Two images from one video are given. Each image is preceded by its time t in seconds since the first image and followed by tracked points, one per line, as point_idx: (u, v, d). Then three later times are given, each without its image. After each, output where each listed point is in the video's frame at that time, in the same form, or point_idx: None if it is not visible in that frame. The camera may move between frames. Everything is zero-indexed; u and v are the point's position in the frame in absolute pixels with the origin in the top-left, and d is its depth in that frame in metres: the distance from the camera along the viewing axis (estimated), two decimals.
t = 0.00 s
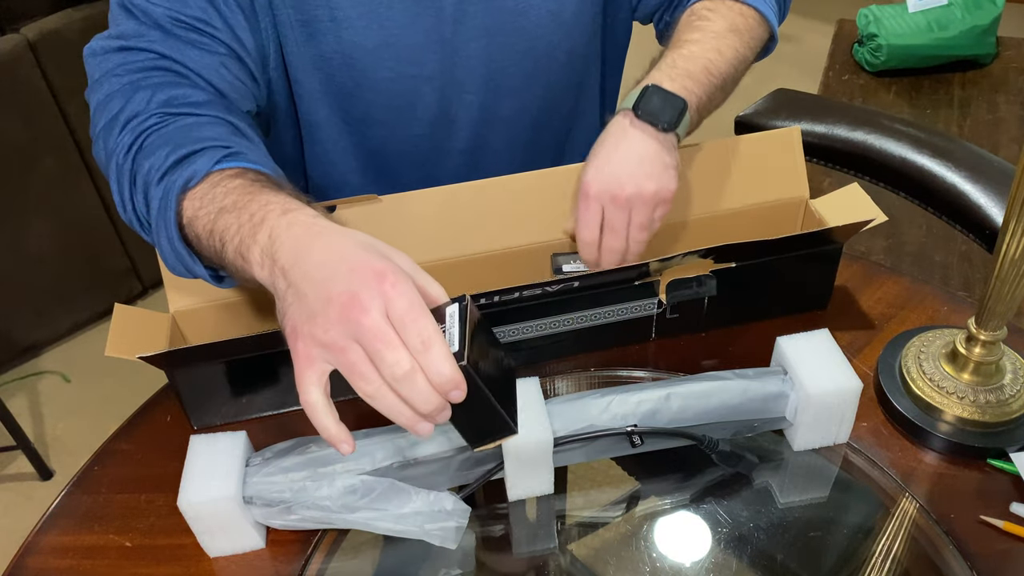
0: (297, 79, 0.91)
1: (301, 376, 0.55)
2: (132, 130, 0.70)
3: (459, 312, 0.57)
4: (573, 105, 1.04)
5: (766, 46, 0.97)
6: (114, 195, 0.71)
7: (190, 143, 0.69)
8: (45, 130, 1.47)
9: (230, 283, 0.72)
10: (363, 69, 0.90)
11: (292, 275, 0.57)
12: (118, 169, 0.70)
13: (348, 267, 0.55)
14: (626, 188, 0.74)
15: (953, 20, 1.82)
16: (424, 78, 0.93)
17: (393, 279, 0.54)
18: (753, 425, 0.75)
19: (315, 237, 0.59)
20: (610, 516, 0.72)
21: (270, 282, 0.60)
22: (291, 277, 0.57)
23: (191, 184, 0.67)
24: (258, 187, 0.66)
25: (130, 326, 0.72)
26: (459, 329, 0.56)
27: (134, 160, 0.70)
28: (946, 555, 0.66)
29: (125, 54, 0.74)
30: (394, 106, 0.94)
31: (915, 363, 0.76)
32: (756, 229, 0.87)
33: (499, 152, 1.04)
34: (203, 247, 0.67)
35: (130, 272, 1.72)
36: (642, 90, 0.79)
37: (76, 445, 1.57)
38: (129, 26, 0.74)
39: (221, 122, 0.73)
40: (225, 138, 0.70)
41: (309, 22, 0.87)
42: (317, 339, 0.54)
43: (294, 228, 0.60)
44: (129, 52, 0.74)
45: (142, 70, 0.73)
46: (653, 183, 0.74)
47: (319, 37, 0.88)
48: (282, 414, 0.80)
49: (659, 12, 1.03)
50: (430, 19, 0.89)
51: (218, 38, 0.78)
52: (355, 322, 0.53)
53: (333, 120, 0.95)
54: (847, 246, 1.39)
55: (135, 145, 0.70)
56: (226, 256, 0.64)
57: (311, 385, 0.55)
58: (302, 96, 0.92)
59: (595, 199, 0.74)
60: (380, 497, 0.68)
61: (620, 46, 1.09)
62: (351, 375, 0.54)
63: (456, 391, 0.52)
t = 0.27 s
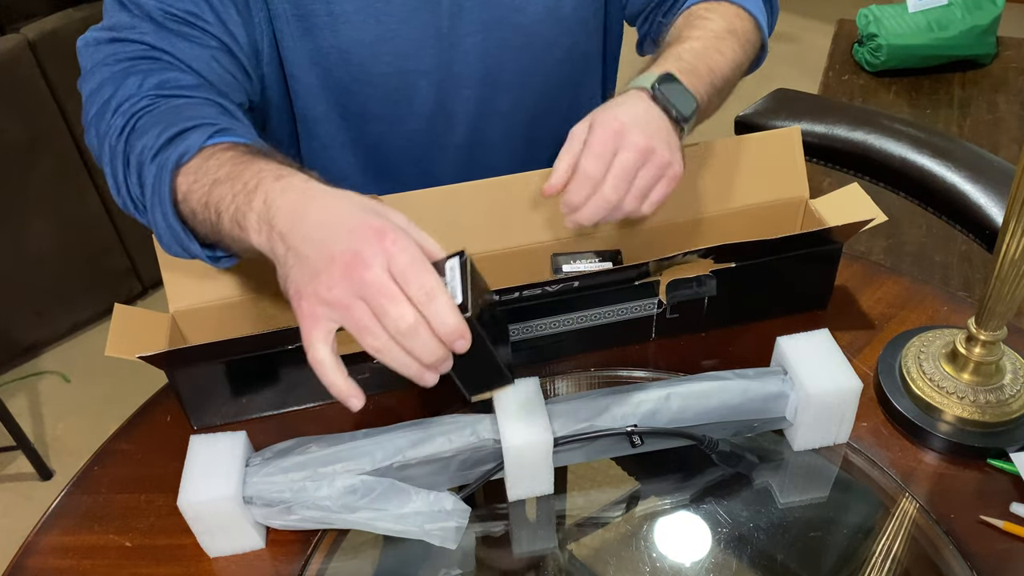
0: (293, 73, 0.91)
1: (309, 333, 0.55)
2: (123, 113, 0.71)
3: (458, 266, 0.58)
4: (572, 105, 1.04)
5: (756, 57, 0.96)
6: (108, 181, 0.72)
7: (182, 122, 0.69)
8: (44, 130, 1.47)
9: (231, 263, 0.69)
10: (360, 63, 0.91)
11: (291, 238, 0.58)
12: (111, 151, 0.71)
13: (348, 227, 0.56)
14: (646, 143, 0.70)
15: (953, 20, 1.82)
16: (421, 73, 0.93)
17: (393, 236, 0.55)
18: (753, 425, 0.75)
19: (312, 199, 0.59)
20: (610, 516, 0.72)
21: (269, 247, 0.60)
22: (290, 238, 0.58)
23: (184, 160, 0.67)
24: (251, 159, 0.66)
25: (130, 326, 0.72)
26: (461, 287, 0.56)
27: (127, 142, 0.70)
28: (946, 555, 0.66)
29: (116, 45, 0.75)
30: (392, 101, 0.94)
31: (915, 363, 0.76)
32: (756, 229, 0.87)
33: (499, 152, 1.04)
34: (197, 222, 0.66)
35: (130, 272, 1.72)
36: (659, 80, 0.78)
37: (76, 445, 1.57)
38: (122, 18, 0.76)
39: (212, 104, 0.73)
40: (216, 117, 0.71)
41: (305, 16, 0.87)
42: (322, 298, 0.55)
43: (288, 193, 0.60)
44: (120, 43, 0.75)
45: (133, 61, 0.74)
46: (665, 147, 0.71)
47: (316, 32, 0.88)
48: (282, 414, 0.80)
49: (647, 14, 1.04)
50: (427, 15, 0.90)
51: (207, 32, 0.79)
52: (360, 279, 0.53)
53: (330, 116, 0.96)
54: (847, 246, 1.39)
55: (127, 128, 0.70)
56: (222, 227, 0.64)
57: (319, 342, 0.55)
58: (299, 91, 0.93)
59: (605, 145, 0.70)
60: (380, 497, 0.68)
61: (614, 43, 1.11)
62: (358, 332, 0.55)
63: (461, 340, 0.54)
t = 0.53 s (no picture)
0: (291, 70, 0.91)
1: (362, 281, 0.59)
2: (160, 104, 0.73)
3: (521, 218, 0.60)
4: (572, 104, 1.04)
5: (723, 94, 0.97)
6: (148, 174, 0.73)
7: (224, 105, 0.72)
8: (44, 130, 1.47)
9: (279, 236, 0.74)
10: (358, 61, 0.91)
11: (349, 196, 0.62)
12: (152, 142, 0.72)
13: (402, 184, 0.60)
14: (606, 191, 0.66)
15: (953, 20, 1.82)
16: (414, 72, 0.93)
17: (441, 198, 0.58)
18: (753, 425, 0.75)
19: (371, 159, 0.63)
20: (610, 516, 0.72)
21: (331, 207, 0.65)
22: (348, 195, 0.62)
23: (236, 137, 0.70)
24: (298, 130, 0.71)
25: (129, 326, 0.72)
26: (510, 239, 0.59)
27: (169, 131, 0.72)
28: (946, 555, 0.66)
29: (130, 43, 0.76)
30: (388, 99, 0.95)
31: (915, 363, 0.76)
32: (755, 228, 0.87)
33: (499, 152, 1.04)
34: (254, 194, 0.70)
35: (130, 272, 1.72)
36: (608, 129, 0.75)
37: (76, 445, 1.57)
38: (132, 16, 0.77)
39: (239, 89, 0.77)
40: (250, 99, 0.75)
41: (300, 14, 0.87)
42: (374, 251, 0.59)
43: (350, 155, 0.65)
44: (133, 41, 0.76)
45: (152, 58, 0.76)
46: (623, 202, 0.67)
47: (310, 30, 0.88)
48: (282, 414, 0.80)
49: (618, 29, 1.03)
50: (422, 14, 0.90)
51: (215, 28, 0.80)
52: (407, 235, 0.58)
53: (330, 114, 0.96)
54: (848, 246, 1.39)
55: (167, 117, 0.72)
56: (285, 197, 0.68)
57: (372, 290, 0.59)
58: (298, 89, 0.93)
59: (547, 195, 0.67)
60: (379, 497, 0.68)
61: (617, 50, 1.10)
62: (404, 283, 0.59)
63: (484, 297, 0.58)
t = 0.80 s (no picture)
0: (289, 71, 0.91)
1: (372, 277, 0.62)
2: (147, 106, 0.73)
3: (553, 221, 0.60)
4: (572, 104, 1.04)
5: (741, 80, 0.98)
6: (135, 176, 0.74)
7: (209, 107, 0.73)
8: (44, 130, 1.47)
9: (264, 237, 0.75)
10: (357, 62, 0.91)
11: (336, 193, 0.64)
12: (138, 144, 0.73)
13: (380, 174, 0.62)
14: (624, 180, 0.67)
15: (953, 20, 1.82)
16: (414, 72, 0.93)
17: (417, 176, 0.61)
18: (753, 425, 0.74)
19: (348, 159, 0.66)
20: (610, 516, 0.72)
21: (320, 210, 0.67)
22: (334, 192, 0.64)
23: (220, 141, 0.71)
24: (284, 134, 0.72)
25: (129, 326, 0.72)
26: (536, 230, 0.60)
27: (155, 134, 0.73)
28: (946, 555, 0.66)
29: (117, 45, 0.77)
30: (387, 100, 0.95)
31: (915, 363, 0.76)
32: (755, 228, 0.87)
33: (498, 152, 1.04)
34: (240, 197, 0.71)
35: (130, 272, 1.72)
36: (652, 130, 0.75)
37: (76, 445, 1.57)
38: (121, 18, 0.77)
39: (227, 92, 0.77)
40: (237, 102, 0.75)
41: (296, 15, 0.87)
42: (371, 244, 0.62)
43: (328, 157, 0.67)
44: (121, 43, 0.77)
45: (139, 61, 0.76)
46: (637, 200, 0.68)
47: (307, 31, 0.88)
48: (282, 414, 0.80)
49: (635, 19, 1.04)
50: (421, 14, 0.90)
51: (205, 31, 0.80)
52: (394, 221, 0.60)
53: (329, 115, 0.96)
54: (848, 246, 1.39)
55: (153, 120, 0.73)
56: (270, 199, 0.69)
57: (386, 284, 0.62)
58: (295, 89, 0.93)
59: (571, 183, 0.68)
60: (379, 497, 0.68)
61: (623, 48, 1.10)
62: (405, 271, 0.62)
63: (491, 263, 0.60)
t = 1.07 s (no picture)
0: (289, 72, 0.91)
1: (381, 265, 0.64)
2: (153, 107, 0.74)
3: (559, 206, 0.58)
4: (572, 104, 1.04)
5: (744, 79, 0.98)
6: (142, 176, 0.74)
7: (215, 107, 0.74)
8: (44, 130, 1.47)
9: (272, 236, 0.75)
10: (358, 62, 0.91)
11: (343, 184, 0.66)
12: (145, 145, 0.73)
13: (385, 165, 0.64)
14: (627, 177, 0.68)
15: (953, 20, 1.82)
16: (414, 72, 0.93)
17: (421, 165, 0.62)
18: (753, 425, 0.74)
19: (356, 151, 0.67)
20: (610, 516, 0.72)
21: (329, 203, 0.68)
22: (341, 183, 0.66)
23: (227, 141, 0.72)
24: (289, 133, 0.73)
25: (129, 326, 0.72)
26: (539, 211, 0.58)
27: (161, 134, 0.73)
28: (947, 555, 0.66)
29: (121, 47, 0.77)
30: (387, 100, 0.95)
31: (915, 363, 0.76)
32: (755, 228, 0.87)
33: (498, 152, 1.04)
34: (249, 195, 0.72)
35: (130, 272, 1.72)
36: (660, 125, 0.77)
37: (76, 445, 1.57)
38: (124, 19, 0.77)
39: (231, 91, 0.78)
40: (242, 101, 0.76)
41: (298, 15, 0.87)
42: (378, 233, 0.63)
43: (336, 152, 0.69)
44: (124, 45, 0.77)
45: (143, 62, 0.76)
46: (640, 198, 0.69)
47: (309, 31, 0.88)
48: (282, 414, 0.80)
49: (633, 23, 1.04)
50: (421, 14, 0.90)
51: (207, 32, 0.80)
52: (402, 210, 0.62)
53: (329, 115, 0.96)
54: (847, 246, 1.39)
55: (159, 121, 0.73)
56: (279, 197, 0.71)
57: (397, 273, 0.63)
58: (295, 89, 0.93)
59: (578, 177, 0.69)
60: (380, 497, 0.68)
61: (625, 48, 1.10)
62: (415, 258, 0.63)
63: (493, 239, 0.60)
